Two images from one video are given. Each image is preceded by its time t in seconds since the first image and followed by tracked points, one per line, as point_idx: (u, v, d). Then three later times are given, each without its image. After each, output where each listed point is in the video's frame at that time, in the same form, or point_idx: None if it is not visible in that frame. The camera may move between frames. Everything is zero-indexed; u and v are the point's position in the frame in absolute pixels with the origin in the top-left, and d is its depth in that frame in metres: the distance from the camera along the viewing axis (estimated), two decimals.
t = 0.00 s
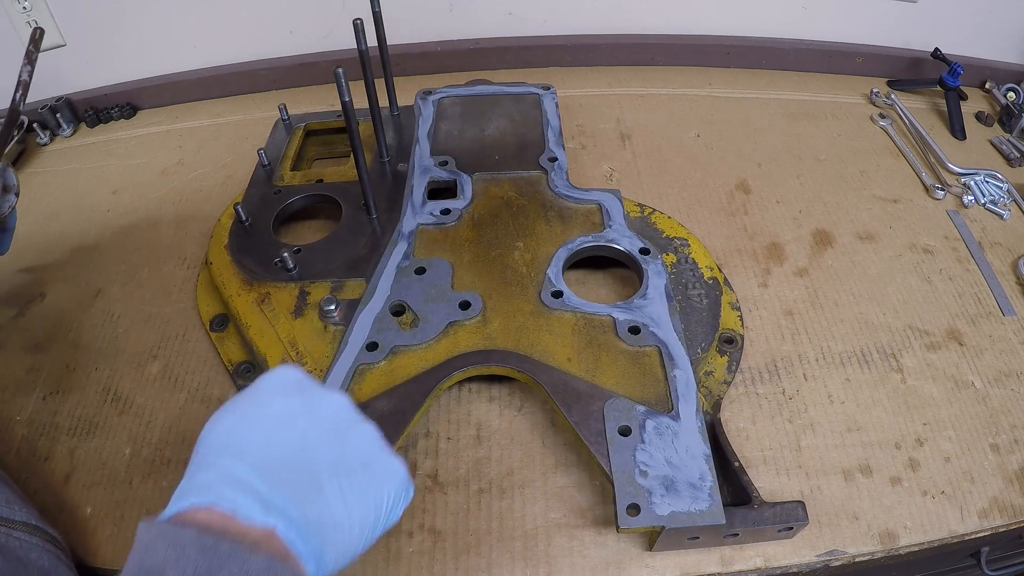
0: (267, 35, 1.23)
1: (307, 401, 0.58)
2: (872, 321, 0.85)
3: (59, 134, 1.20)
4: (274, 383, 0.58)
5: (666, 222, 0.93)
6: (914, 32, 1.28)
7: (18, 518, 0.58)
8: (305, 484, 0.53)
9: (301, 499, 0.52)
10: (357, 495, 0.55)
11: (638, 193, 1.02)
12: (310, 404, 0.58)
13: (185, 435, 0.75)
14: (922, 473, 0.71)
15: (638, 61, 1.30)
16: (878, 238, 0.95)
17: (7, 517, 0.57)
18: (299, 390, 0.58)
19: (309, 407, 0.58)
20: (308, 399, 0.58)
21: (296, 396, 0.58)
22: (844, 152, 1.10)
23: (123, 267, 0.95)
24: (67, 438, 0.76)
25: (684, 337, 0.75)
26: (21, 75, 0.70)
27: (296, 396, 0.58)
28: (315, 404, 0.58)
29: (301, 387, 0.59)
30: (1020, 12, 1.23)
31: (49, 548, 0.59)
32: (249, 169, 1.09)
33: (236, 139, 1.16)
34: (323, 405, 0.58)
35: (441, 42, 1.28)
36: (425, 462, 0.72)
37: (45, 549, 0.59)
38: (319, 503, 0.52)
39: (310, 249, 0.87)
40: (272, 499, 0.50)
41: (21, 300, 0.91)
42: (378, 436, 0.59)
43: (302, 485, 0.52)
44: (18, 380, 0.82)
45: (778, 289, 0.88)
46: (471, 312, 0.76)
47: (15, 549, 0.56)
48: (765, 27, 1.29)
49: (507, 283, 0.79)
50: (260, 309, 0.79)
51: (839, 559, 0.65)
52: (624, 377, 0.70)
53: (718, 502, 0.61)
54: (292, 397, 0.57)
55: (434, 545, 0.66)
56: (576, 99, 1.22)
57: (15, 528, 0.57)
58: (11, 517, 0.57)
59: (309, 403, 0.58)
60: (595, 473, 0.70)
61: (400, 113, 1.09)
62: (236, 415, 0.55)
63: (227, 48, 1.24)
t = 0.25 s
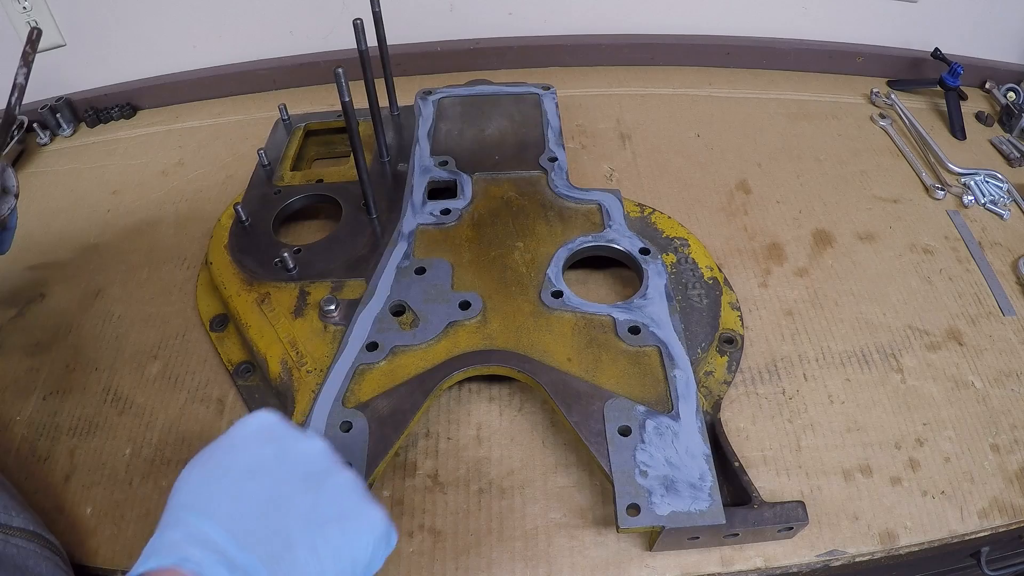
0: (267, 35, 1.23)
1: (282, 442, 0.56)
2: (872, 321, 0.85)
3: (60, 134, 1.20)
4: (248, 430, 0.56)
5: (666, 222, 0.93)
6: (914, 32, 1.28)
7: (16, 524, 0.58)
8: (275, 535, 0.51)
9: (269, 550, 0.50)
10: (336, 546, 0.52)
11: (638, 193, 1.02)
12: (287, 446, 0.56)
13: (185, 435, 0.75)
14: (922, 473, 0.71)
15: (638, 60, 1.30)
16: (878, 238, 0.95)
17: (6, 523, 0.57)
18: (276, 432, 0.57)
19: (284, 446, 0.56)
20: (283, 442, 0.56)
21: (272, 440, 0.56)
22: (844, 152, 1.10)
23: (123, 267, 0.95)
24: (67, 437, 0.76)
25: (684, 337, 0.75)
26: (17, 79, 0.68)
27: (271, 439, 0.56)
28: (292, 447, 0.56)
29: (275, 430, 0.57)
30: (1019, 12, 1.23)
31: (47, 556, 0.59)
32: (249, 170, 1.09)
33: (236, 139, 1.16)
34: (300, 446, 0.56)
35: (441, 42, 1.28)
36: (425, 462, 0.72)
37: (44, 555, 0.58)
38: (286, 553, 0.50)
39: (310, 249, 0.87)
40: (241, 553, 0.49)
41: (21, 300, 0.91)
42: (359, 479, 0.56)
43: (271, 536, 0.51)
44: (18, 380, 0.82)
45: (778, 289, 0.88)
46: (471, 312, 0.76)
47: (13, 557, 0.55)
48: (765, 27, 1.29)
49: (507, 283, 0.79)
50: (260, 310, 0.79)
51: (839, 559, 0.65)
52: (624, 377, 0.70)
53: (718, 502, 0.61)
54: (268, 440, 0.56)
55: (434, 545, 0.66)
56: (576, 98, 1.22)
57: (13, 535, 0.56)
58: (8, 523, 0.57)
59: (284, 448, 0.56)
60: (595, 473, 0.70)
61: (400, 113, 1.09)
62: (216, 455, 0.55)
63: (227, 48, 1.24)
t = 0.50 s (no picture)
0: (267, 35, 1.23)
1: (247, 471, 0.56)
2: (872, 321, 0.85)
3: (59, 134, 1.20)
4: (197, 468, 0.52)
5: (666, 222, 0.93)
6: (914, 32, 1.28)
7: (15, 529, 0.58)
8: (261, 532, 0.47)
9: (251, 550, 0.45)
10: None
11: (638, 193, 1.02)
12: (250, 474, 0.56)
13: (185, 435, 0.75)
14: (922, 473, 0.71)
15: (638, 60, 1.30)
16: (878, 238, 0.95)
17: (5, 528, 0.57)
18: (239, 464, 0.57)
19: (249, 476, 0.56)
20: (228, 478, 0.50)
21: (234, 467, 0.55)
22: (843, 152, 1.10)
23: (123, 267, 0.95)
24: (67, 438, 0.76)
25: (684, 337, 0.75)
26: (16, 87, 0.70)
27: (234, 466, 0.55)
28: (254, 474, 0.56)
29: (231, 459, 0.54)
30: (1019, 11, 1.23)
31: (47, 560, 0.59)
32: (249, 170, 1.09)
33: (236, 139, 1.16)
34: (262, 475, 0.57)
35: (441, 42, 1.28)
36: (425, 462, 0.72)
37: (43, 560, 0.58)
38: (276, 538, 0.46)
39: (310, 249, 0.87)
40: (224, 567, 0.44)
41: (21, 300, 0.91)
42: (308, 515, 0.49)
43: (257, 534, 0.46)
44: (18, 380, 0.82)
45: (778, 289, 0.88)
46: (471, 312, 0.76)
47: (12, 562, 0.56)
48: (765, 27, 1.29)
49: (507, 283, 0.79)
50: (259, 310, 0.79)
51: (839, 559, 0.65)
52: (624, 377, 0.70)
53: (718, 502, 0.61)
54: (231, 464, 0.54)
55: (434, 545, 0.66)
56: (576, 98, 1.22)
57: (13, 540, 0.56)
58: (8, 527, 0.57)
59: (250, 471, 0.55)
60: (595, 473, 0.70)
61: (400, 113, 1.09)
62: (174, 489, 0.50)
63: (227, 48, 1.24)
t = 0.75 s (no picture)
0: (267, 35, 1.23)
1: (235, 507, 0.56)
2: (872, 322, 0.85)
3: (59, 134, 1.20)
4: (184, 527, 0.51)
5: (666, 222, 0.93)
6: (914, 32, 1.28)
7: (21, 535, 0.58)
8: None
9: None
10: None
11: (638, 193, 1.02)
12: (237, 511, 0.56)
13: (185, 434, 0.75)
14: (922, 473, 0.71)
15: (638, 60, 1.30)
16: (878, 238, 0.95)
17: (12, 534, 0.57)
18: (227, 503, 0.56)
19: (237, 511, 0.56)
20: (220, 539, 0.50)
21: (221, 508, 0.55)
22: (844, 152, 1.10)
23: (124, 267, 0.95)
24: (67, 437, 0.76)
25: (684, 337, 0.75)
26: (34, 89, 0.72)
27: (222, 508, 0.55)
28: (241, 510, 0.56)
29: (219, 511, 0.54)
30: (1019, 12, 1.23)
31: (52, 565, 0.59)
32: (249, 169, 1.09)
33: (236, 139, 1.16)
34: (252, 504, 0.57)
35: (441, 42, 1.28)
36: (425, 462, 0.72)
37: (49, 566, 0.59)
38: None
39: (310, 249, 0.87)
40: None
41: (21, 300, 0.91)
42: None
43: None
44: (19, 380, 0.82)
45: (778, 289, 0.88)
46: (471, 312, 0.76)
47: (20, 568, 0.56)
48: (764, 27, 1.29)
49: (507, 283, 0.79)
50: (260, 310, 0.79)
51: (839, 559, 0.65)
52: (625, 377, 0.70)
53: (718, 502, 0.61)
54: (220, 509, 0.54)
55: (434, 545, 0.66)
56: (576, 98, 1.22)
57: (19, 545, 0.57)
58: (14, 533, 0.57)
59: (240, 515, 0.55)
60: (595, 473, 0.70)
61: (400, 113, 1.09)
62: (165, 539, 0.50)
63: (227, 49, 1.24)
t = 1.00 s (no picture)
0: (267, 35, 1.23)
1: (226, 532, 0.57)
2: (872, 322, 0.85)
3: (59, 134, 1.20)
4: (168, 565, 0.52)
5: (666, 222, 0.93)
6: (914, 32, 1.28)
7: (31, 541, 0.58)
8: None
9: None
10: None
11: (638, 193, 1.02)
12: (226, 538, 0.57)
13: (185, 434, 0.75)
14: (922, 473, 0.71)
15: (638, 60, 1.30)
16: (878, 238, 0.95)
17: (22, 541, 0.57)
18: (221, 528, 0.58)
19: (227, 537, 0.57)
20: None
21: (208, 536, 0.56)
22: (844, 152, 1.10)
23: (124, 267, 0.95)
24: (67, 437, 0.76)
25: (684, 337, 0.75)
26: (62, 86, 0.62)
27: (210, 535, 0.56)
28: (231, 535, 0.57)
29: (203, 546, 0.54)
30: (1019, 12, 1.24)
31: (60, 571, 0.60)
32: (249, 169, 1.09)
33: (236, 139, 1.16)
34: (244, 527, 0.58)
35: (441, 42, 1.28)
36: (425, 462, 0.72)
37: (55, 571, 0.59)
38: None
39: (310, 249, 0.87)
40: None
41: (21, 300, 0.91)
42: None
43: None
44: (19, 379, 0.82)
45: (778, 289, 0.88)
46: (471, 312, 0.76)
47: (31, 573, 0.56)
48: (764, 27, 1.29)
49: (507, 283, 0.79)
50: (260, 310, 0.79)
51: (839, 559, 0.65)
52: (625, 377, 0.70)
53: (718, 502, 0.61)
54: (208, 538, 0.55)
55: (434, 545, 0.66)
56: (576, 98, 1.22)
57: (28, 551, 0.57)
58: (24, 540, 0.57)
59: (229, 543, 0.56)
60: (595, 473, 0.70)
61: (400, 113, 1.09)
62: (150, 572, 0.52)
63: (227, 48, 1.24)
